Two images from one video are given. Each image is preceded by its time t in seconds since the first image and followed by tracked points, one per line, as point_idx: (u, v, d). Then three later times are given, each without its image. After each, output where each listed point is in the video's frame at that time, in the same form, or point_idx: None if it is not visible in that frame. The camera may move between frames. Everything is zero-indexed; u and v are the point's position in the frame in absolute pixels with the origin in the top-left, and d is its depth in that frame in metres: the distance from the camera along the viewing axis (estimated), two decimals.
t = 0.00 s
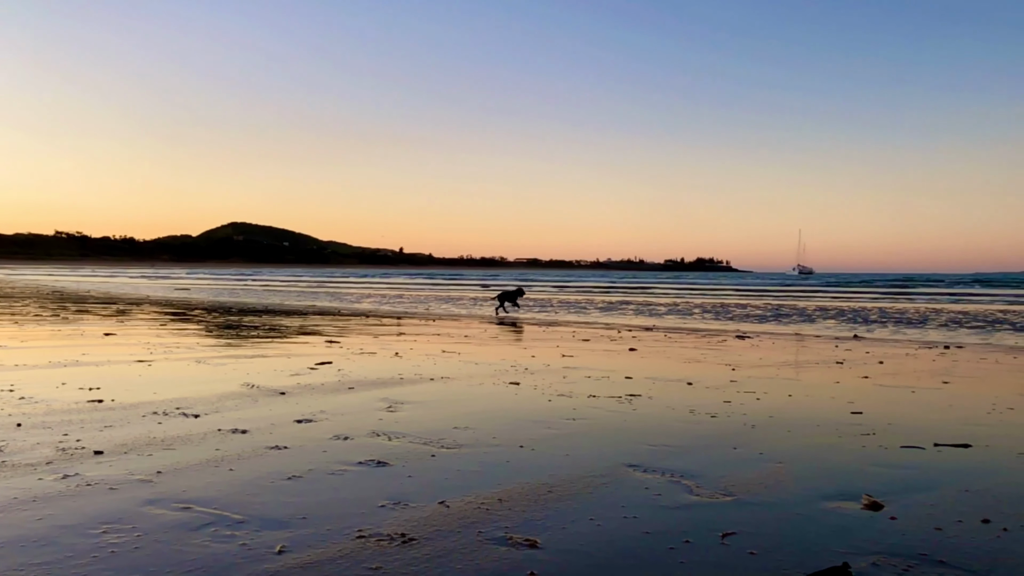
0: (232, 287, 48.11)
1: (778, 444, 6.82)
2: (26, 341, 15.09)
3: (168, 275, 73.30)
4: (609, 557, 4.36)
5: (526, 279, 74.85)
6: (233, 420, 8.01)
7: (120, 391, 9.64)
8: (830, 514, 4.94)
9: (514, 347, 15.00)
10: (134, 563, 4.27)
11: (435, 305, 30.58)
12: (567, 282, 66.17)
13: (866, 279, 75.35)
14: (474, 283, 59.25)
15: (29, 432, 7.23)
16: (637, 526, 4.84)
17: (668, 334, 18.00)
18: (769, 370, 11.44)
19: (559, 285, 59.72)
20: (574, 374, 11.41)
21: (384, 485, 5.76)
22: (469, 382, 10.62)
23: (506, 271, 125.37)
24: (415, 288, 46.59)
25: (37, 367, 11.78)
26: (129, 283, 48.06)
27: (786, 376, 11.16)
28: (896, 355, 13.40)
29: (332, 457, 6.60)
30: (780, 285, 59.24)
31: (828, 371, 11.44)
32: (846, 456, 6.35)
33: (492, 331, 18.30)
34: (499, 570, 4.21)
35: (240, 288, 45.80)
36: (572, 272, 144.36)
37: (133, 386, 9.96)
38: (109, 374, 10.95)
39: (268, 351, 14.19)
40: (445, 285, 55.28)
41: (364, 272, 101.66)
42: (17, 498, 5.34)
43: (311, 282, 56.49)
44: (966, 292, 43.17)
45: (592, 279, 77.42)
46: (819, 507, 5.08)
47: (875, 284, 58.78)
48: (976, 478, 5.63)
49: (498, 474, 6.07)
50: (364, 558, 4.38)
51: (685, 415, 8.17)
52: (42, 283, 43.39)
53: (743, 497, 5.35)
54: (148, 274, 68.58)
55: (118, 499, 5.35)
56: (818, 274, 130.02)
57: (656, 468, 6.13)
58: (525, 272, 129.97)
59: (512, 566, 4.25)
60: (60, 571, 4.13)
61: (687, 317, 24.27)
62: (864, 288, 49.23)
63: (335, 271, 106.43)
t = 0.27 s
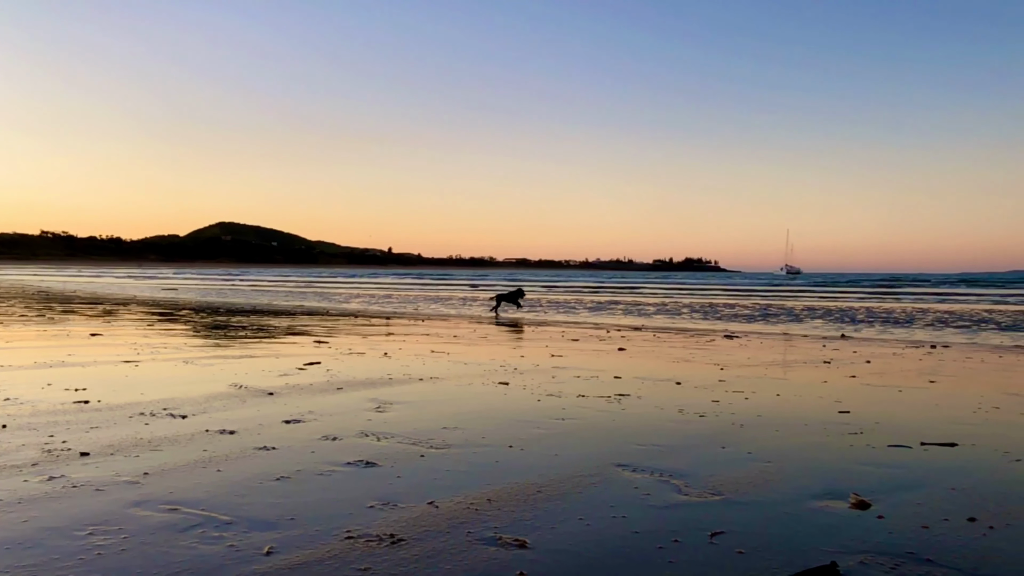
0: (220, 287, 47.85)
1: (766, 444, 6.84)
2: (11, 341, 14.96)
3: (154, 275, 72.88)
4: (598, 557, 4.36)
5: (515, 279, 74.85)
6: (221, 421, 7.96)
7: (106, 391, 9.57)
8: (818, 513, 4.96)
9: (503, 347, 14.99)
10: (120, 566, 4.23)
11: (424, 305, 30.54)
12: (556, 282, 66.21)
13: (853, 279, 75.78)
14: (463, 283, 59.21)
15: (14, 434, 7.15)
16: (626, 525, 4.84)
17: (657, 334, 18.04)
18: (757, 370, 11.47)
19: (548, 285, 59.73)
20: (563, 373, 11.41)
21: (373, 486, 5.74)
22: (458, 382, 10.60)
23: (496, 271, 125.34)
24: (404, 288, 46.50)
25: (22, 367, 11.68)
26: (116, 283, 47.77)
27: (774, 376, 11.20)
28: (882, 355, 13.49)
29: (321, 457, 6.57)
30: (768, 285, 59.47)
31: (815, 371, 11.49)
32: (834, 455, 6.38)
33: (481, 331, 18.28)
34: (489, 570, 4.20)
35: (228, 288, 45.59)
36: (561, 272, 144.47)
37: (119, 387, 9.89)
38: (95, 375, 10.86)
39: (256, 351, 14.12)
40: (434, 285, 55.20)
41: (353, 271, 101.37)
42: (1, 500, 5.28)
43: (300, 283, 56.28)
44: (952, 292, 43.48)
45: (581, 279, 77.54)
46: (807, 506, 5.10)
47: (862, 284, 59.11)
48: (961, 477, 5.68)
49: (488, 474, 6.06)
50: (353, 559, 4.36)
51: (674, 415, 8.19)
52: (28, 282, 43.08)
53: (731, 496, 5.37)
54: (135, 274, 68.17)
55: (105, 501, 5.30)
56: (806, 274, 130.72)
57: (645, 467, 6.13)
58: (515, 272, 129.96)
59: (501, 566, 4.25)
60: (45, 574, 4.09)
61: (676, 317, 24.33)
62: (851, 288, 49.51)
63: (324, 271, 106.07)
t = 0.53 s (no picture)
0: (208, 287, 47.64)
1: (752, 443, 6.86)
2: None
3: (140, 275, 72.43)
4: (586, 557, 4.36)
5: (503, 280, 74.86)
6: (208, 422, 7.91)
7: (92, 392, 9.49)
8: (805, 512, 4.98)
9: (492, 347, 14.98)
10: (105, 569, 4.19)
11: (412, 305, 30.49)
12: (545, 282, 66.22)
13: (839, 279, 76.25)
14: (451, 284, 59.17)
15: None
16: (614, 525, 4.84)
17: (645, 334, 18.09)
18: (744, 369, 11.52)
19: (537, 285, 59.78)
20: (552, 373, 11.42)
21: (361, 487, 5.72)
22: (447, 382, 10.59)
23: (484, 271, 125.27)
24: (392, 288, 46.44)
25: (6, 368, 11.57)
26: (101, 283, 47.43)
27: (761, 375, 11.25)
28: (869, 354, 13.57)
29: (308, 458, 6.54)
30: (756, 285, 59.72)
31: (802, 370, 11.55)
32: (820, 454, 6.41)
33: (469, 332, 18.26)
34: (478, 571, 4.19)
35: (214, 288, 45.43)
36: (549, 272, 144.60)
37: (105, 388, 9.81)
38: (80, 376, 10.77)
39: (244, 351, 14.04)
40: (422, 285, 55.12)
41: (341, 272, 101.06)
42: None
43: (288, 282, 56.07)
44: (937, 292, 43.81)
45: (569, 279, 77.62)
46: (793, 505, 5.13)
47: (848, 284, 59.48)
48: (947, 475, 5.72)
49: (476, 474, 6.05)
50: (343, 560, 4.33)
51: (662, 414, 8.21)
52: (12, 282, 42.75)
53: (719, 496, 5.38)
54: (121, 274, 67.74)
55: (91, 503, 5.25)
56: (794, 274, 131.35)
57: (633, 467, 6.15)
58: (503, 272, 129.98)
59: (490, 567, 4.24)
60: None
61: (664, 317, 24.40)
62: (838, 288, 49.74)
63: (312, 271, 105.69)
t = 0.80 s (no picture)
0: (196, 287, 47.40)
1: (740, 442, 6.88)
2: None
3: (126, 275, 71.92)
4: (576, 557, 4.36)
5: (492, 280, 74.83)
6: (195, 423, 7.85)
7: (78, 393, 9.40)
8: (794, 511, 5.00)
9: (481, 347, 14.97)
10: (91, 570, 4.14)
11: (401, 305, 30.42)
12: (533, 282, 66.25)
13: (826, 279, 76.68)
14: (440, 283, 59.09)
15: None
16: (604, 525, 4.84)
17: (634, 334, 18.13)
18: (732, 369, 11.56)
19: (526, 285, 59.79)
20: (541, 373, 11.42)
21: (350, 487, 5.70)
22: (436, 382, 10.57)
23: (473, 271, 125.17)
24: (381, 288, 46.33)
25: None
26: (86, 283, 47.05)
27: (750, 375, 11.30)
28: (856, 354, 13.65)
29: (297, 459, 6.50)
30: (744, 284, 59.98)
31: (790, 370, 11.60)
32: (808, 454, 6.44)
33: (458, 332, 18.25)
34: (467, 571, 4.18)
35: (201, 288, 45.18)
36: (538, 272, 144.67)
37: (91, 389, 9.73)
38: (66, 376, 10.68)
39: (231, 352, 13.97)
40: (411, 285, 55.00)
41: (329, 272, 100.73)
42: None
43: (276, 282, 56.07)
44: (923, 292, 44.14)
45: (558, 279, 77.69)
46: (782, 504, 5.14)
47: (835, 284, 59.81)
48: (934, 474, 5.75)
49: (465, 474, 6.04)
50: (331, 561, 4.31)
51: (652, 414, 8.21)
52: None
53: (707, 495, 5.39)
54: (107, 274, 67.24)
55: (76, 504, 5.20)
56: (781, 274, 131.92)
57: (622, 467, 6.15)
58: (492, 272, 129.94)
59: (479, 567, 4.23)
60: None
61: (653, 317, 24.47)
62: (825, 288, 49.97)
63: (300, 271, 105.31)
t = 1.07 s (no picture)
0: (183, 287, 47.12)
1: (728, 442, 6.90)
2: None
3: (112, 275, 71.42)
4: (565, 557, 4.35)
5: (480, 279, 74.79)
6: (182, 424, 7.80)
7: (63, 394, 9.33)
8: (782, 510, 5.01)
9: (470, 347, 14.96)
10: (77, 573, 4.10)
11: (390, 305, 30.36)
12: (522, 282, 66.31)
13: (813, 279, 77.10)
14: (429, 283, 59.03)
15: None
16: (593, 525, 4.84)
17: (623, 333, 18.18)
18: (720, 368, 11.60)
19: (514, 285, 59.83)
20: (530, 373, 11.43)
21: (338, 488, 5.67)
22: (425, 383, 10.55)
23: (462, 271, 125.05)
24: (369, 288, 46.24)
25: None
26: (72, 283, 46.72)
27: (738, 374, 11.34)
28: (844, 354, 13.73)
29: (285, 460, 6.47)
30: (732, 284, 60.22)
31: (778, 369, 11.65)
32: (795, 453, 6.47)
33: (447, 332, 18.24)
34: (456, 572, 4.17)
35: (189, 288, 44.96)
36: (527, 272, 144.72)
37: (77, 389, 9.66)
38: (51, 377, 10.59)
39: (219, 352, 13.89)
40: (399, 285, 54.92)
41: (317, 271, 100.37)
42: None
43: (264, 282, 55.87)
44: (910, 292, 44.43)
45: (547, 279, 77.75)
46: (770, 504, 5.16)
47: (822, 284, 60.15)
48: (921, 474, 5.79)
49: (454, 475, 6.02)
50: (320, 562, 4.28)
51: (640, 414, 8.23)
52: None
53: (696, 495, 5.40)
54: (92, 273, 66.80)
55: (62, 506, 5.16)
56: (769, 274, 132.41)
57: (611, 467, 6.15)
58: (482, 272, 129.90)
59: (469, 568, 4.22)
60: None
61: (642, 317, 24.53)
62: (812, 288, 50.23)
63: (288, 271, 104.91)
